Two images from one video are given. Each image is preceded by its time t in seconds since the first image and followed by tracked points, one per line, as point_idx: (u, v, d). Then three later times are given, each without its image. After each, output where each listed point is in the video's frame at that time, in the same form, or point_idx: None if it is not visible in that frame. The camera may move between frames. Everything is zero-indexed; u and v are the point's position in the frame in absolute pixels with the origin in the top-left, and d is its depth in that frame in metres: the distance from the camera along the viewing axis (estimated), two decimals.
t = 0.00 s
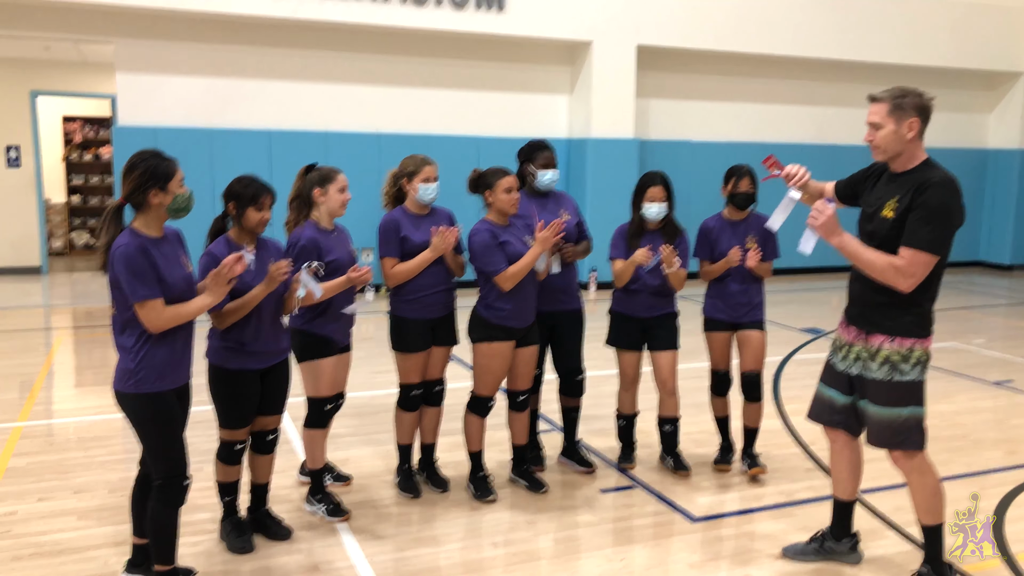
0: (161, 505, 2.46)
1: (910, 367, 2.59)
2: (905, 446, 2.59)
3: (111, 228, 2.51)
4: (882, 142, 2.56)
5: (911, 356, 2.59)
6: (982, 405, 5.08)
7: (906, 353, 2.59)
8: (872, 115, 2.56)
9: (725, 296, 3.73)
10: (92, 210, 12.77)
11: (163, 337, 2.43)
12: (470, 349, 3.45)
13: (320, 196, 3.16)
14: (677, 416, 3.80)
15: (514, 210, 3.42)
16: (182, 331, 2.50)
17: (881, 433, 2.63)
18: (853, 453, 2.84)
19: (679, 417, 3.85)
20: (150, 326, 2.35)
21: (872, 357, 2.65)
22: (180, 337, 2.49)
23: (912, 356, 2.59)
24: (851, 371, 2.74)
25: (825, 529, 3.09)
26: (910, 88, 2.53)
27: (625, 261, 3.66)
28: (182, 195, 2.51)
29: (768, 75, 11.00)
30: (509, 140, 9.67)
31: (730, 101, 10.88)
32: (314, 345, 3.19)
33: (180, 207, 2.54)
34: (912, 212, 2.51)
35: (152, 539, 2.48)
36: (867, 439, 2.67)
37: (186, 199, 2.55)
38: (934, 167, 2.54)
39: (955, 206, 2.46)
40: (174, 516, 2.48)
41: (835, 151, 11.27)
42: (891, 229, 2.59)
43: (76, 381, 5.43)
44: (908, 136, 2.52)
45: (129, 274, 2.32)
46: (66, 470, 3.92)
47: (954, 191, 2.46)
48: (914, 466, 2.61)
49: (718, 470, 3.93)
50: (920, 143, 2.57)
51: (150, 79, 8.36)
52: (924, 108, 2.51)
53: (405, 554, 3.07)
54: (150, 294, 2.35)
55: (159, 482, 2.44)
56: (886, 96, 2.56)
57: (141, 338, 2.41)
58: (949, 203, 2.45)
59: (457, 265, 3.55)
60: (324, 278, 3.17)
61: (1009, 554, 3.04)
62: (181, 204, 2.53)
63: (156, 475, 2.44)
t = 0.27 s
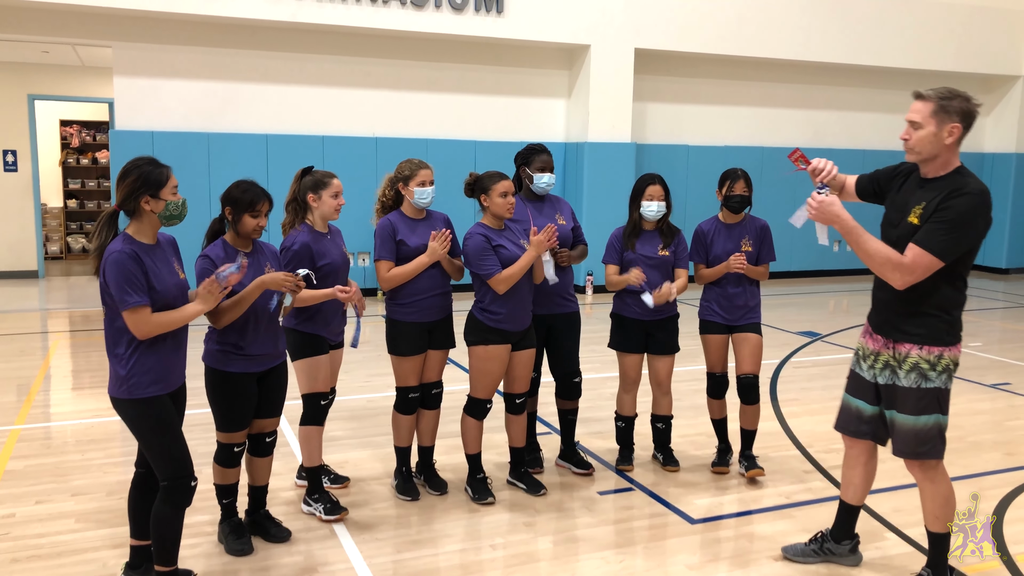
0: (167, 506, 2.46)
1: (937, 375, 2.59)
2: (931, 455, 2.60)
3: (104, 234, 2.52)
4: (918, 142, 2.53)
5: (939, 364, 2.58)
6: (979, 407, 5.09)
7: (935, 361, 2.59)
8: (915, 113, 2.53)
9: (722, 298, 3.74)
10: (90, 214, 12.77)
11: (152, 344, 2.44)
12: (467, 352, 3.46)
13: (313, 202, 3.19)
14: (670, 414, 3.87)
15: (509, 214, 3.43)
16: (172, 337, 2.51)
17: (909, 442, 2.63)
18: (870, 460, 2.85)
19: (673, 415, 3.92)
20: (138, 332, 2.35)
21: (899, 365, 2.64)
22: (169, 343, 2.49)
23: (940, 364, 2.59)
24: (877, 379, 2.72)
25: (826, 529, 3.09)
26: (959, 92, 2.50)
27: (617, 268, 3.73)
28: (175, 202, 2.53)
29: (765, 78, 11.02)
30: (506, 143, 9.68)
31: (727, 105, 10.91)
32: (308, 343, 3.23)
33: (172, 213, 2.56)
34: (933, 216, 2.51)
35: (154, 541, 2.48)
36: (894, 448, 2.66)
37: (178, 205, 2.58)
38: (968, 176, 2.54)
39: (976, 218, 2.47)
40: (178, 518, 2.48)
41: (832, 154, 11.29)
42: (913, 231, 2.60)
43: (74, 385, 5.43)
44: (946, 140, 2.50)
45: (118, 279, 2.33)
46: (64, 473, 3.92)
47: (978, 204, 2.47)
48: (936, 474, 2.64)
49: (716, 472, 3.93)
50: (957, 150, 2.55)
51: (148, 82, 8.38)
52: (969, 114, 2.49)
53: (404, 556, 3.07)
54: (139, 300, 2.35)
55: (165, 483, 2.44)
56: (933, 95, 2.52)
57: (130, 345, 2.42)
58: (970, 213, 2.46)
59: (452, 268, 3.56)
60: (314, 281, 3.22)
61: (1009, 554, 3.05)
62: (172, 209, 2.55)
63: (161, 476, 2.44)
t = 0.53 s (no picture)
0: (160, 508, 2.45)
1: (947, 380, 2.59)
2: (940, 461, 2.59)
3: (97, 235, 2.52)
4: (935, 142, 2.55)
5: (949, 369, 2.58)
6: (975, 409, 5.09)
7: (945, 366, 2.59)
8: (933, 112, 2.54)
9: (718, 301, 3.74)
10: (84, 216, 12.74)
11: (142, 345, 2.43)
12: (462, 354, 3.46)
13: (302, 205, 3.18)
14: (666, 416, 3.87)
15: (504, 216, 3.43)
16: (165, 339, 2.50)
17: (917, 446, 2.63)
18: (881, 464, 2.84)
19: (669, 416, 3.92)
20: (120, 335, 2.35)
21: (909, 369, 2.64)
22: (162, 346, 2.48)
23: (950, 369, 2.59)
24: (886, 383, 2.73)
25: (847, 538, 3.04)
26: (979, 92, 2.51)
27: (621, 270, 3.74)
28: (165, 204, 2.52)
29: (761, 81, 11.04)
30: (502, 145, 9.68)
31: (723, 107, 10.92)
32: (304, 345, 3.22)
33: (163, 216, 2.54)
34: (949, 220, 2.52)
35: (148, 543, 2.47)
36: (902, 452, 2.67)
37: (169, 208, 2.56)
38: (983, 178, 2.55)
39: (991, 222, 2.48)
40: (171, 520, 2.47)
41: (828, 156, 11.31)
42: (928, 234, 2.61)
43: (68, 388, 5.41)
44: (963, 140, 2.51)
45: (107, 280, 2.33)
46: (58, 477, 3.90)
47: (994, 208, 2.48)
48: (943, 479, 2.63)
49: (712, 475, 3.93)
50: (974, 150, 2.56)
51: (143, 84, 8.36)
52: (988, 115, 2.50)
53: (400, 559, 3.06)
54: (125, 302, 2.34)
55: (158, 485, 2.43)
56: (953, 95, 2.54)
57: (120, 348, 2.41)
58: (985, 217, 2.48)
59: (451, 271, 3.56)
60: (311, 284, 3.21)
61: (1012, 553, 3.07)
62: (163, 212, 2.53)
63: (154, 477, 2.43)
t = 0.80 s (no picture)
0: (148, 514, 2.43)
1: (935, 385, 2.59)
2: (929, 465, 2.60)
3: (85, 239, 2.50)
4: (929, 144, 2.57)
5: (938, 374, 2.58)
6: (965, 413, 5.12)
7: (934, 371, 2.59)
8: (927, 114, 2.57)
9: (709, 306, 3.74)
10: (75, 221, 12.70)
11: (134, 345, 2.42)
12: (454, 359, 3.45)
13: (290, 210, 3.19)
14: (659, 420, 3.87)
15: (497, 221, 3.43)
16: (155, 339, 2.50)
17: (905, 451, 2.63)
18: (875, 468, 2.84)
19: (661, 420, 3.92)
20: (127, 328, 2.33)
21: (898, 373, 2.65)
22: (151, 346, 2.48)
23: (939, 374, 2.59)
24: (876, 387, 2.74)
25: (840, 542, 3.05)
26: (974, 96, 2.53)
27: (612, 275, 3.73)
28: (151, 209, 2.46)
29: (753, 86, 11.09)
30: (495, 150, 9.70)
31: (715, 112, 10.96)
32: (297, 352, 3.21)
33: (150, 222, 2.48)
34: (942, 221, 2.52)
35: (136, 549, 2.46)
36: (890, 457, 2.67)
37: (157, 214, 2.49)
38: (978, 182, 2.55)
39: (985, 224, 2.48)
40: (160, 526, 2.46)
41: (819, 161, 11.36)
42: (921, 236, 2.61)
43: (58, 393, 5.38)
44: (956, 143, 2.52)
45: (98, 279, 2.32)
46: (47, 483, 3.88)
47: (989, 211, 2.48)
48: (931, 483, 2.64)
49: (704, 479, 3.93)
50: (969, 154, 2.56)
51: (134, 88, 8.34)
52: (982, 119, 2.50)
53: (392, 565, 3.05)
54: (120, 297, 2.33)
55: (146, 490, 2.42)
56: (947, 98, 2.56)
57: (110, 349, 2.39)
58: (979, 220, 2.48)
59: (441, 275, 3.56)
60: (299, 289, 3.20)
61: (1011, 554, 3.11)
62: (150, 218, 2.46)
63: (142, 483, 2.42)
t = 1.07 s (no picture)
0: (139, 518, 2.42)
1: (919, 388, 2.61)
2: (911, 466, 2.62)
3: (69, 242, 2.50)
4: (917, 146, 2.59)
5: (921, 376, 2.60)
6: (956, 416, 5.14)
7: (917, 373, 2.61)
8: (917, 116, 2.59)
9: (702, 309, 3.76)
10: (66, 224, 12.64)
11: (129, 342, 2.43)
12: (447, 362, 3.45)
13: (283, 216, 3.20)
14: (651, 423, 3.88)
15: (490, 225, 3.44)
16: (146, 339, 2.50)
17: (888, 452, 2.65)
18: (865, 471, 2.85)
19: (653, 423, 3.93)
20: (138, 320, 2.36)
21: (882, 375, 2.67)
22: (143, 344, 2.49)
23: (922, 376, 2.61)
24: (861, 389, 2.76)
25: (832, 544, 3.06)
26: (964, 101, 2.54)
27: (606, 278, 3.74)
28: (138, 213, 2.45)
29: (745, 90, 11.13)
30: (487, 154, 9.71)
31: (707, 116, 11.00)
32: (290, 358, 3.21)
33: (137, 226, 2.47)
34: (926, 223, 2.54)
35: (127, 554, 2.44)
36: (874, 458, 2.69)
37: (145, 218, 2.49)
38: (964, 185, 2.57)
39: (969, 226, 2.50)
40: (151, 530, 2.45)
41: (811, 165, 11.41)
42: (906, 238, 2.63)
43: (48, 397, 5.35)
44: (943, 146, 2.54)
45: (91, 278, 2.32)
46: (38, 487, 3.86)
47: (973, 213, 2.49)
48: (916, 484, 2.65)
49: (696, 482, 3.94)
50: (957, 158, 2.58)
51: (126, 91, 8.32)
52: (971, 123, 2.52)
53: (385, 568, 3.04)
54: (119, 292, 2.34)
55: (137, 494, 2.41)
56: (938, 101, 2.58)
57: (103, 347, 2.39)
58: (963, 222, 2.49)
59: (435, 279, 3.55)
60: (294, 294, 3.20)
61: (1010, 554, 3.15)
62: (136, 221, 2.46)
63: (133, 487, 2.41)
